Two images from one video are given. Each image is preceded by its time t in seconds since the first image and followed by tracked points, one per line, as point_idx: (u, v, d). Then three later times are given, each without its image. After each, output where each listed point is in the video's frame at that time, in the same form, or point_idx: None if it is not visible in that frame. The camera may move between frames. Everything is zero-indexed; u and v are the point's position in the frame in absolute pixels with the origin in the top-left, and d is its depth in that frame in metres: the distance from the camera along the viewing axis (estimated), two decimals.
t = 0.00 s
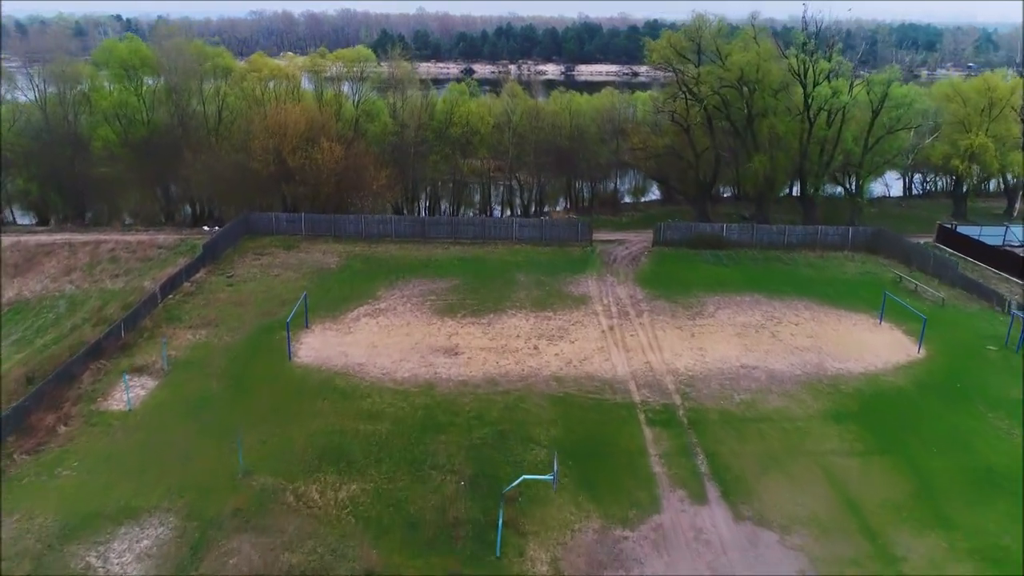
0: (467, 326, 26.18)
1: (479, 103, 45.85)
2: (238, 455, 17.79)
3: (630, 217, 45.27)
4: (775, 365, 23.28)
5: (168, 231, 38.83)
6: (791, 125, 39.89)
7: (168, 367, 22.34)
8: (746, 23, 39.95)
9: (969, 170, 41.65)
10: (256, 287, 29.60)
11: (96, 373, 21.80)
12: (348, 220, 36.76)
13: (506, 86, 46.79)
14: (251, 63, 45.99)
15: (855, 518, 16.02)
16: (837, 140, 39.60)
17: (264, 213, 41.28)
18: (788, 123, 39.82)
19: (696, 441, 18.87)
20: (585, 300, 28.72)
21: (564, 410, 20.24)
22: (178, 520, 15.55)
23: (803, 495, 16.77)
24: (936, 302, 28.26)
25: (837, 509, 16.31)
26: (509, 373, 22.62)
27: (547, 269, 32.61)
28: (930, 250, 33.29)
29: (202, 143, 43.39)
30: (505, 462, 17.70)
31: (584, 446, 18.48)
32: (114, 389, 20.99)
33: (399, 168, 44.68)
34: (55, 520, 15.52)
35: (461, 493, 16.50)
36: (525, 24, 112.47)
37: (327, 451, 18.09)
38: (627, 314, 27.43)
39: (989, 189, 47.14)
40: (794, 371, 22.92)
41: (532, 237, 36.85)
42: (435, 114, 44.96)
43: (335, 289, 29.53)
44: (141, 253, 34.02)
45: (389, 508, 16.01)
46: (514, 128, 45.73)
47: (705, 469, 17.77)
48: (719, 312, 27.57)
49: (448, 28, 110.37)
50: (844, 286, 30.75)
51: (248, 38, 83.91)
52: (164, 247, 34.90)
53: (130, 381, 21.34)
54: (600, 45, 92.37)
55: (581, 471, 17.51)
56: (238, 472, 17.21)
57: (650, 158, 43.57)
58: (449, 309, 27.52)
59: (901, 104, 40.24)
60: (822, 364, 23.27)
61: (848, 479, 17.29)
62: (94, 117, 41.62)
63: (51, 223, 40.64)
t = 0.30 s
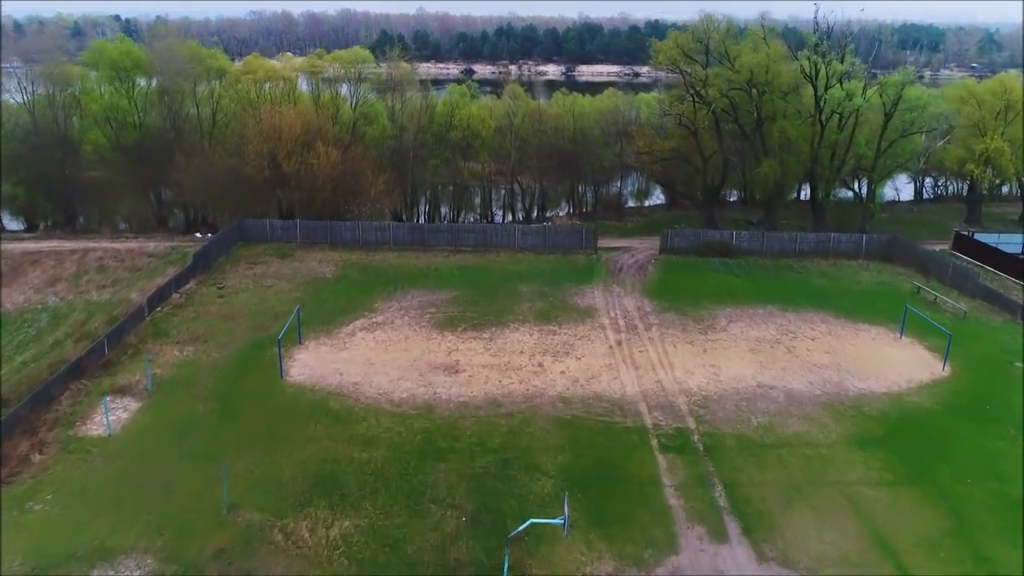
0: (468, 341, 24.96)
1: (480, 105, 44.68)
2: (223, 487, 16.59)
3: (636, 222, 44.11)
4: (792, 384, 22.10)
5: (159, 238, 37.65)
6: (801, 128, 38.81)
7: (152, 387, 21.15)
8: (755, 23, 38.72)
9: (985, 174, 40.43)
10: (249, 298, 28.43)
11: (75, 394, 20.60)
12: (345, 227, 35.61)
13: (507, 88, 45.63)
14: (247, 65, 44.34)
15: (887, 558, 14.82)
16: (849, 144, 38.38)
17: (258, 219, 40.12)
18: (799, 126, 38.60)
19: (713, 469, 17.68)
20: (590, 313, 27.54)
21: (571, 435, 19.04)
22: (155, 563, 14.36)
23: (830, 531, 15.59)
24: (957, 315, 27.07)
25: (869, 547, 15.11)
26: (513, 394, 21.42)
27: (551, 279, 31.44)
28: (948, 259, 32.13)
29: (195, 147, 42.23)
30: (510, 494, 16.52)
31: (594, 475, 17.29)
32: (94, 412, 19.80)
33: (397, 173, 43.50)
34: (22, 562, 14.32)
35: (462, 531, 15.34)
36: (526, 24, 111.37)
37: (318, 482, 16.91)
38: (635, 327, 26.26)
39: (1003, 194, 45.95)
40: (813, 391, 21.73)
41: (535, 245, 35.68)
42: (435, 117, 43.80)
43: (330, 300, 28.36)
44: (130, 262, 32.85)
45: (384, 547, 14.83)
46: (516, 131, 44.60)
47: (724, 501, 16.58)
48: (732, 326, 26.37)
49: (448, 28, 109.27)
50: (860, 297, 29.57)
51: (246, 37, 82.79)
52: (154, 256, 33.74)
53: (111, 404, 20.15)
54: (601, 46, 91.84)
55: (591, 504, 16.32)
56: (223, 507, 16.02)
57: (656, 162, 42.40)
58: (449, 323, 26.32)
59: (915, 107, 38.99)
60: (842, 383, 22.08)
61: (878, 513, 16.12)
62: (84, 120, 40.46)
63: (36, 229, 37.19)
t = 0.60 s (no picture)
0: (469, 356, 23.88)
1: (481, 107, 43.61)
2: (208, 520, 15.51)
3: (641, 227, 43.09)
4: (810, 404, 21.01)
5: (151, 245, 36.61)
6: (812, 132, 37.55)
7: (136, 408, 20.07)
8: (765, 24, 37.57)
9: (1001, 179, 39.29)
10: (241, 310, 27.37)
11: (56, 415, 19.55)
12: (342, 234, 34.55)
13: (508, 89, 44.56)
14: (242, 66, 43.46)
15: None
16: (862, 148, 37.26)
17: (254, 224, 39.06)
18: (809, 130, 37.52)
19: (731, 499, 16.62)
20: (596, 325, 26.46)
21: (579, 460, 17.96)
22: None
23: (860, 568, 14.51)
24: (980, 328, 25.98)
25: None
26: (517, 414, 20.33)
27: (555, 288, 30.38)
28: (966, 268, 31.05)
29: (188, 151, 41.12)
30: (516, 528, 15.46)
31: (604, 507, 16.25)
32: (74, 435, 18.75)
33: (396, 177, 42.44)
34: None
35: (464, 571, 14.28)
36: (527, 24, 110.28)
37: (309, 514, 15.82)
38: (643, 341, 25.16)
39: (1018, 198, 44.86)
40: (833, 410, 20.66)
41: (538, 252, 34.64)
42: (434, 120, 42.75)
43: (326, 311, 27.29)
44: (119, 270, 31.79)
45: None
46: (518, 134, 43.52)
47: (745, 535, 15.52)
48: (744, 339, 25.28)
49: (448, 29, 107.98)
50: (877, 307, 28.48)
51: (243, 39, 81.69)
52: (144, 264, 32.69)
53: (93, 426, 19.13)
54: (601, 45, 90.17)
55: (603, 539, 15.26)
56: (207, 543, 14.95)
57: (662, 167, 41.36)
58: (449, 337, 25.24)
59: (929, 110, 37.86)
60: (863, 403, 21.00)
61: (910, 550, 15.02)
62: (74, 122, 39.36)
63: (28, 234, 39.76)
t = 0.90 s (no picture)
0: (472, 375, 22.64)
1: (483, 110, 42.39)
2: (189, 564, 14.31)
3: (647, 234, 41.86)
4: (834, 428, 19.77)
5: (142, 253, 35.39)
6: (826, 136, 36.27)
7: (117, 434, 18.83)
8: (777, 24, 36.35)
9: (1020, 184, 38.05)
10: (233, 324, 26.16)
11: (30, 442, 18.34)
12: (339, 242, 33.32)
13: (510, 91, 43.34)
14: (236, 67, 42.26)
15: None
16: (876, 153, 36.03)
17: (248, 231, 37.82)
18: (822, 134, 36.30)
19: (756, 538, 15.40)
20: (605, 340, 25.21)
21: (590, 494, 16.71)
22: None
23: None
24: (1008, 344, 24.74)
25: None
26: (523, 441, 19.09)
27: (561, 300, 29.16)
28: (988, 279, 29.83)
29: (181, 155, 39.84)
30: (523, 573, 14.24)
31: (619, 548, 15.01)
32: (49, 465, 17.55)
33: (395, 182, 41.21)
34: None
35: None
36: (528, 24, 109.14)
37: (299, 558, 14.64)
38: (655, 359, 23.91)
39: None
40: (859, 436, 19.43)
41: (542, 261, 33.42)
42: (435, 123, 41.52)
43: (321, 326, 26.04)
44: (107, 281, 30.59)
45: None
46: (520, 138, 42.32)
47: None
48: (760, 357, 24.04)
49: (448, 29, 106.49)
50: (897, 321, 27.25)
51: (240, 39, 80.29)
52: (134, 274, 31.50)
53: (70, 455, 17.93)
54: (602, 45, 88.75)
55: None
56: None
57: (669, 172, 40.14)
58: (451, 354, 24.00)
59: (946, 113, 36.62)
60: (890, 428, 19.78)
61: None
62: (63, 126, 38.15)
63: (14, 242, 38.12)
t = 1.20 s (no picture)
0: (474, 394, 21.51)
1: (484, 112, 41.28)
2: None
3: (653, 240, 40.77)
4: (859, 453, 18.66)
5: (133, 262, 34.31)
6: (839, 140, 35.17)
7: (97, 460, 17.72)
8: (789, 25, 35.22)
9: None
10: (225, 338, 25.07)
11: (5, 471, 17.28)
12: (336, 250, 32.21)
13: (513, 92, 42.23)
14: (231, 69, 41.15)
15: None
16: (891, 157, 34.90)
17: (243, 238, 36.70)
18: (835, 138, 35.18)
19: None
20: (613, 355, 24.11)
21: (602, 528, 15.67)
22: None
23: None
24: None
25: None
26: (529, 467, 17.97)
27: (567, 311, 28.06)
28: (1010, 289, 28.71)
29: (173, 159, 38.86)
30: None
31: None
32: (25, 495, 16.48)
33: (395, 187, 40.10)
34: None
35: None
36: (529, 24, 108.16)
37: None
38: (667, 376, 22.79)
39: None
40: (885, 461, 18.33)
41: (546, 269, 32.30)
42: (435, 126, 40.42)
43: (316, 340, 24.96)
44: (95, 291, 29.51)
45: None
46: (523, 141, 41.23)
47: None
48: (777, 374, 22.91)
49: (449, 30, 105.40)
50: (918, 334, 26.14)
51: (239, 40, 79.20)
52: (123, 284, 30.41)
53: (46, 484, 16.87)
54: (604, 45, 87.60)
55: None
56: None
57: (677, 176, 39.04)
58: (452, 370, 22.88)
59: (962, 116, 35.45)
60: (918, 452, 18.68)
61: None
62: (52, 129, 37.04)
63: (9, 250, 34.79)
